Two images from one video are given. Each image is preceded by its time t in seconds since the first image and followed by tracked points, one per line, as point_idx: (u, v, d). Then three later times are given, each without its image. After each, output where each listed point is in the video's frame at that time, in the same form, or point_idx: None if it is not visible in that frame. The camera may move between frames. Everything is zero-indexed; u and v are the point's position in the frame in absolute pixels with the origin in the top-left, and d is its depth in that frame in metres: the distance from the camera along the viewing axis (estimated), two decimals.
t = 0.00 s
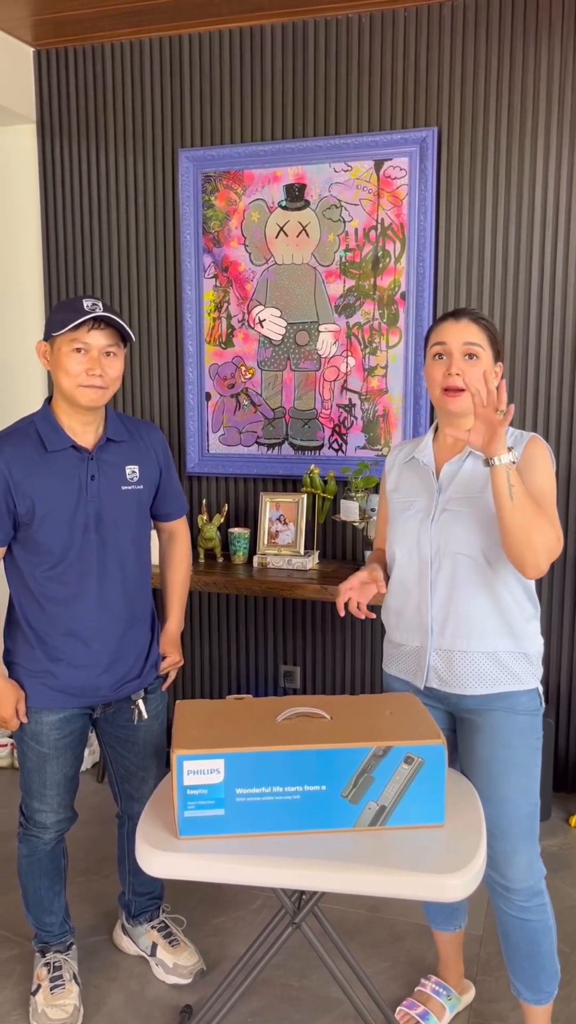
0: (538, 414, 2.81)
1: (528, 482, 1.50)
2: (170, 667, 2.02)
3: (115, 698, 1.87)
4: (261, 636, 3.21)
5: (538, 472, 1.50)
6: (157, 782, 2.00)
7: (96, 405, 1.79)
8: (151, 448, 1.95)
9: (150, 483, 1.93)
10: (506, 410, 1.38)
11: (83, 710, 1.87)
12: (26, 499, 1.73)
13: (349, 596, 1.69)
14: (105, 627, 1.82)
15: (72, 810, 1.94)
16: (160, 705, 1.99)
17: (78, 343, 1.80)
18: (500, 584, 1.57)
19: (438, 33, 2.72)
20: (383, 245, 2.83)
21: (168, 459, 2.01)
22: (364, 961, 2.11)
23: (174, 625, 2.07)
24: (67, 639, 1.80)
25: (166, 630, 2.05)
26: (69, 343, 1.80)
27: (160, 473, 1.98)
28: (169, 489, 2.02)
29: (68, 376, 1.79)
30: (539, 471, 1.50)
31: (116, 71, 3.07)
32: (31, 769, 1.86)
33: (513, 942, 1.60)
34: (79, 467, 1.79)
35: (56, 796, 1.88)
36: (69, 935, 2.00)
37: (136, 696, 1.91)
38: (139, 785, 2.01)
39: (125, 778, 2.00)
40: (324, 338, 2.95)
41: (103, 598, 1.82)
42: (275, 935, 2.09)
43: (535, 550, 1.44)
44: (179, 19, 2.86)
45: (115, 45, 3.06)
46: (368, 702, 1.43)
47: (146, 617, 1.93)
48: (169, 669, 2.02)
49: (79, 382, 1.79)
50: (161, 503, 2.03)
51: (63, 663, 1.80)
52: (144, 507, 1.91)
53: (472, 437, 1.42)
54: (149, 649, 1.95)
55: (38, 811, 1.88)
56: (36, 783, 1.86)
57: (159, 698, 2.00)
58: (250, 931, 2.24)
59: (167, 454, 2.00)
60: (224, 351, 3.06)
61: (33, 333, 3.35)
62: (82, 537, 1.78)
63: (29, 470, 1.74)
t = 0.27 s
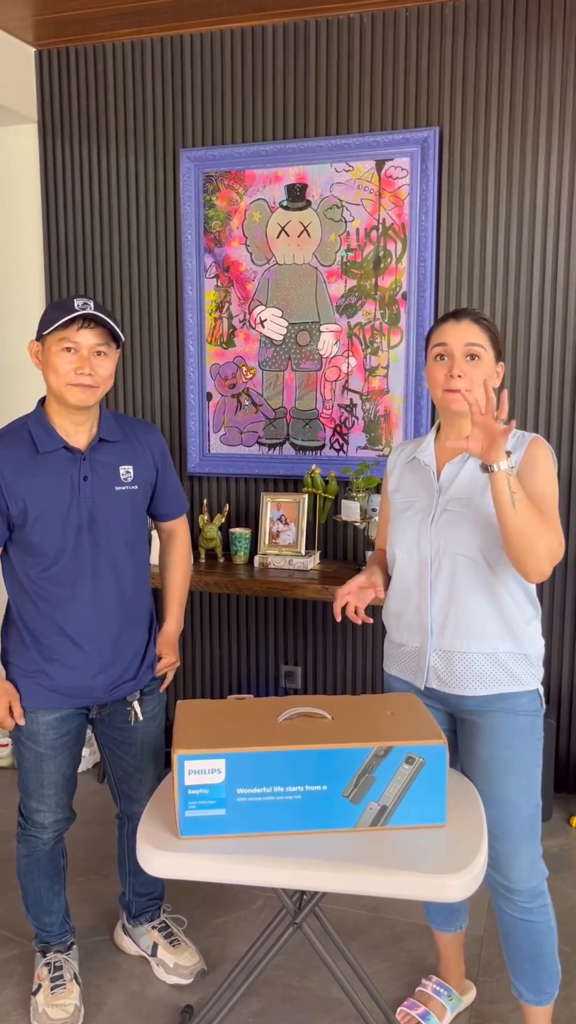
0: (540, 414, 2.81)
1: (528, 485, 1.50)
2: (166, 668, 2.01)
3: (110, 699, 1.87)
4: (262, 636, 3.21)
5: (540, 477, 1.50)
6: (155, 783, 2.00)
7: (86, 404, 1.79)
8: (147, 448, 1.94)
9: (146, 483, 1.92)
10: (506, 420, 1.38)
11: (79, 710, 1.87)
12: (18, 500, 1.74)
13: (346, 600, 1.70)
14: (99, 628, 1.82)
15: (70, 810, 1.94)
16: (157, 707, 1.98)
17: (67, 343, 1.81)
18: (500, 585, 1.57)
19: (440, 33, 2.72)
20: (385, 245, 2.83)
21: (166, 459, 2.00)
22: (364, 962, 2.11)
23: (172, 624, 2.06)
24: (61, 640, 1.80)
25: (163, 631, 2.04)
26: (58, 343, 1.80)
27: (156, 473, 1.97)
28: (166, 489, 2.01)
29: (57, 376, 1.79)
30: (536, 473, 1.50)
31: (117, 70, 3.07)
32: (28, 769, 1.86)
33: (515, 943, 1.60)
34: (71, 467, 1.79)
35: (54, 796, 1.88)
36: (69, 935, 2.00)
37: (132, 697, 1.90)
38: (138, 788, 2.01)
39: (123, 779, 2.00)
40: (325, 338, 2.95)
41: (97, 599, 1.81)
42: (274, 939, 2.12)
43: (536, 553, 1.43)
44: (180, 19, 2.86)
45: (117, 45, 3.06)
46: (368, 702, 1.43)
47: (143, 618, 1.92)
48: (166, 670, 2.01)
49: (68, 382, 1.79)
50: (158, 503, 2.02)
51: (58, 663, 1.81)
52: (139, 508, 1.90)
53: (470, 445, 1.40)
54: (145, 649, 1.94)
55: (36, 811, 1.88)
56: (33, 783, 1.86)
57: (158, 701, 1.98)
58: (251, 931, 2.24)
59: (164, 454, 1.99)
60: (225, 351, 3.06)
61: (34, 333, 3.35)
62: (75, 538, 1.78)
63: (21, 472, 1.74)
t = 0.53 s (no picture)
0: (541, 414, 2.81)
1: (530, 487, 1.50)
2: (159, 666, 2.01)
3: (107, 699, 1.87)
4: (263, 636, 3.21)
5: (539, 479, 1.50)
6: (153, 783, 2.01)
7: (78, 404, 1.79)
8: (140, 447, 1.94)
9: (139, 483, 1.92)
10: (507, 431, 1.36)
11: (77, 710, 1.87)
12: (12, 502, 1.73)
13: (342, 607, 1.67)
14: (94, 628, 1.82)
15: (68, 811, 1.94)
16: (154, 706, 1.99)
17: (60, 343, 1.81)
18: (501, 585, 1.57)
19: (441, 33, 2.72)
20: (386, 245, 2.83)
21: (159, 458, 2.00)
22: (365, 962, 2.11)
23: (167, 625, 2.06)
24: (57, 641, 1.80)
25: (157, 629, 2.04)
26: (50, 344, 1.81)
27: (151, 473, 1.97)
28: (160, 488, 2.01)
29: (49, 376, 1.79)
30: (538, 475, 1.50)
31: (118, 71, 3.07)
32: (26, 770, 1.86)
33: (517, 943, 1.60)
34: (65, 468, 1.79)
35: (52, 797, 1.88)
36: (69, 935, 2.00)
37: (128, 697, 1.91)
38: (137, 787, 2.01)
39: (122, 779, 2.00)
40: (327, 338, 2.94)
41: (92, 599, 1.82)
42: (275, 939, 2.12)
43: (538, 557, 1.43)
44: (181, 19, 2.86)
45: (118, 45, 3.06)
46: (367, 702, 1.43)
47: (138, 618, 1.93)
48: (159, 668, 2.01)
49: (60, 382, 1.79)
50: (151, 503, 2.02)
51: (54, 664, 1.80)
52: (133, 508, 1.90)
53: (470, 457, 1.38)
54: (140, 649, 1.94)
55: (34, 812, 1.88)
56: (32, 784, 1.86)
57: (154, 698, 2.00)
58: (251, 931, 2.24)
59: (157, 453, 1.99)
60: (226, 351, 3.06)
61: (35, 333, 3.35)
62: (70, 539, 1.78)
63: (15, 473, 1.74)
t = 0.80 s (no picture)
0: (542, 413, 2.81)
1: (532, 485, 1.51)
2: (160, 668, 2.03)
3: (106, 699, 1.87)
4: (264, 636, 3.21)
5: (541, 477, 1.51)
6: (153, 782, 2.00)
7: (86, 405, 1.80)
8: (135, 447, 1.95)
9: (135, 483, 1.93)
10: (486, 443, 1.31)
11: (76, 711, 1.87)
12: (10, 504, 1.73)
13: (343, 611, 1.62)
14: (93, 628, 1.83)
15: (67, 812, 1.94)
16: (151, 703, 2.00)
17: (67, 343, 1.80)
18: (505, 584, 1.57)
19: (442, 33, 2.71)
20: (386, 245, 2.83)
21: (153, 458, 2.01)
22: (365, 962, 2.10)
23: (162, 624, 2.07)
24: (56, 642, 1.80)
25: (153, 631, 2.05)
26: (58, 343, 1.79)
27: (144, 473, 1.98)
28: (153, 488, 2.02)
29: (58, 378, 1.78)
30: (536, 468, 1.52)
31: (119, 70, 3.07)
32: (26, 772, 1.86)
33: (518, 943, 1.60)
34: (63, 469, 1.79)
35: (52, 799, 1.88)
36: (70, 936, 2.00)
37: (127, 696, 1.91)
38: (136, 786, 2.00)
39: (121, 779, 2.00)
40: (327, 338, 2.94)
41: (91, 599, 1.82)
42: (275, 939, 2.12)
43: (554, 548, 1.42)
44: (183, 19, 2.86)
45: (119, 44, 3.06)
46: (368, 702, 1.43)
47: (135, 617, 1.93)
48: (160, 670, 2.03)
49: (69, 384, 1.79)
50: (143, 503, 2.03)
51: (53, 666, 1.80)
52: (129, 508, 1.91)
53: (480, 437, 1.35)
54: (137, 649, 1.95)
55: (34, 814, 1.88)
56: (31, 786, 1.86)
57: (151, 696, 2.00)
58: (251, 931, 2.24)
59: (151, 453, 2.00)
60: (227, 351, 3.06)
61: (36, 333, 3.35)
62: (68, 540, 1.78)
63: (12, 474, 1.74)
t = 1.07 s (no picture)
0: (542, 413, 2.81)
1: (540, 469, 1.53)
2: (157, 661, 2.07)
3: (106, 698, 1.88)
4: (264, 636, 3.21)
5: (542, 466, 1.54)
6: (152, 781, 2.00)
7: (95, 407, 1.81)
8: (130, 447, 1.96)
9: (130, 483, 1.94)
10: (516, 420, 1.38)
11: (76, 711, 1.87)
12: (11, 504, 1.72)
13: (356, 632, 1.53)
14: (93, 628, 1.83)
15: (67, 813, 1.94)
16: (149, 701, 2.00)
17: (79, 345, 1.80)
18: (511, 581, 1.58)
19: (442, 33, 2.71)
20: (387, 245, 2.83)
21: (145, 459, 2.01)
22: (365, 962, 2.10)
23: (153, 620, 2.09)
24: (56, 642, 1.80)
25: (148, 628, 2.07)
26: (71, 345, 1.79)
27: (138, 472, 1.99)
28: (146, 488, 2.03)
29: (69, 379, 1.78)
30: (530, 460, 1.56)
31: (119, 70, 3.07)
32: (26, 774, 1.85)
33: (519, 942, 1.60)
34: (63, 468, 1.79)
35: (52, 800, 1.88)
36: (69, 936, 2.01)
37: (126, 695, 1.92)
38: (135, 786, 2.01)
39: (120, 779, 2.00)
40: (327, 338, 2.94)
41: (92, 599, 1.82)
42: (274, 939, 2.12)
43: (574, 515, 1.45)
44: (183, 18, 2.86)
45: (119, 44, 3.06)
46: (368, 703, 1.43)
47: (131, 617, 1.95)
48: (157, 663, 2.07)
49: (81, 385, 1.79)
50: (135, 504, 2.04)
51: (54, 667, 1.80)
52: (125, 508, 1.92)
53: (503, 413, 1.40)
54: (135, 645, 1.96)
55: (34, 815, 1.88)
56: (32, 788, 1.86)
57: (149, 695, 2.00)
58: (251, 931, 2.24)
59: (144, 453, 2.01)
60: (227, 351, 3.06)
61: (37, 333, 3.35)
62: (69, 540, 1.78)
63: (13, 474, 1.73)
